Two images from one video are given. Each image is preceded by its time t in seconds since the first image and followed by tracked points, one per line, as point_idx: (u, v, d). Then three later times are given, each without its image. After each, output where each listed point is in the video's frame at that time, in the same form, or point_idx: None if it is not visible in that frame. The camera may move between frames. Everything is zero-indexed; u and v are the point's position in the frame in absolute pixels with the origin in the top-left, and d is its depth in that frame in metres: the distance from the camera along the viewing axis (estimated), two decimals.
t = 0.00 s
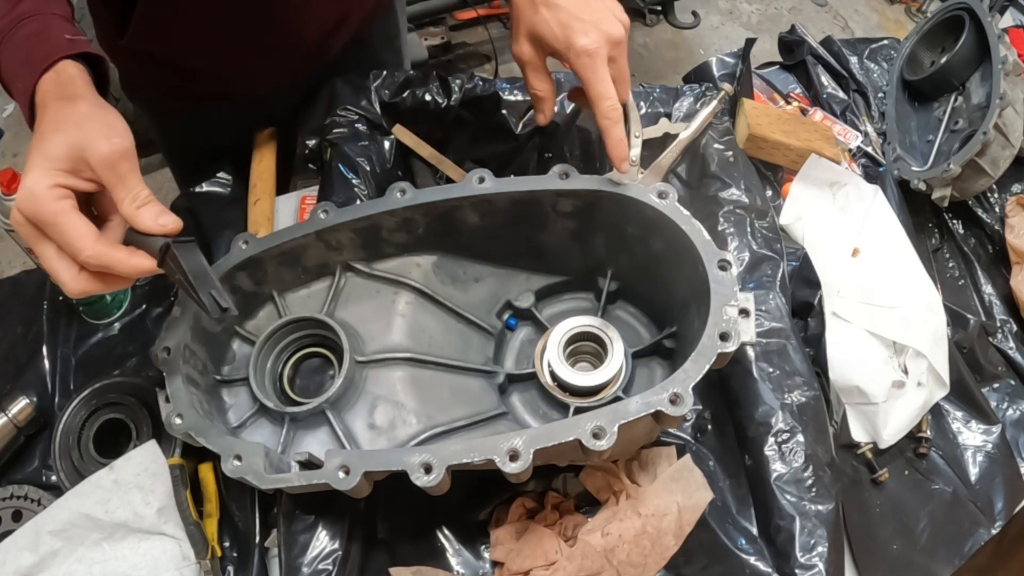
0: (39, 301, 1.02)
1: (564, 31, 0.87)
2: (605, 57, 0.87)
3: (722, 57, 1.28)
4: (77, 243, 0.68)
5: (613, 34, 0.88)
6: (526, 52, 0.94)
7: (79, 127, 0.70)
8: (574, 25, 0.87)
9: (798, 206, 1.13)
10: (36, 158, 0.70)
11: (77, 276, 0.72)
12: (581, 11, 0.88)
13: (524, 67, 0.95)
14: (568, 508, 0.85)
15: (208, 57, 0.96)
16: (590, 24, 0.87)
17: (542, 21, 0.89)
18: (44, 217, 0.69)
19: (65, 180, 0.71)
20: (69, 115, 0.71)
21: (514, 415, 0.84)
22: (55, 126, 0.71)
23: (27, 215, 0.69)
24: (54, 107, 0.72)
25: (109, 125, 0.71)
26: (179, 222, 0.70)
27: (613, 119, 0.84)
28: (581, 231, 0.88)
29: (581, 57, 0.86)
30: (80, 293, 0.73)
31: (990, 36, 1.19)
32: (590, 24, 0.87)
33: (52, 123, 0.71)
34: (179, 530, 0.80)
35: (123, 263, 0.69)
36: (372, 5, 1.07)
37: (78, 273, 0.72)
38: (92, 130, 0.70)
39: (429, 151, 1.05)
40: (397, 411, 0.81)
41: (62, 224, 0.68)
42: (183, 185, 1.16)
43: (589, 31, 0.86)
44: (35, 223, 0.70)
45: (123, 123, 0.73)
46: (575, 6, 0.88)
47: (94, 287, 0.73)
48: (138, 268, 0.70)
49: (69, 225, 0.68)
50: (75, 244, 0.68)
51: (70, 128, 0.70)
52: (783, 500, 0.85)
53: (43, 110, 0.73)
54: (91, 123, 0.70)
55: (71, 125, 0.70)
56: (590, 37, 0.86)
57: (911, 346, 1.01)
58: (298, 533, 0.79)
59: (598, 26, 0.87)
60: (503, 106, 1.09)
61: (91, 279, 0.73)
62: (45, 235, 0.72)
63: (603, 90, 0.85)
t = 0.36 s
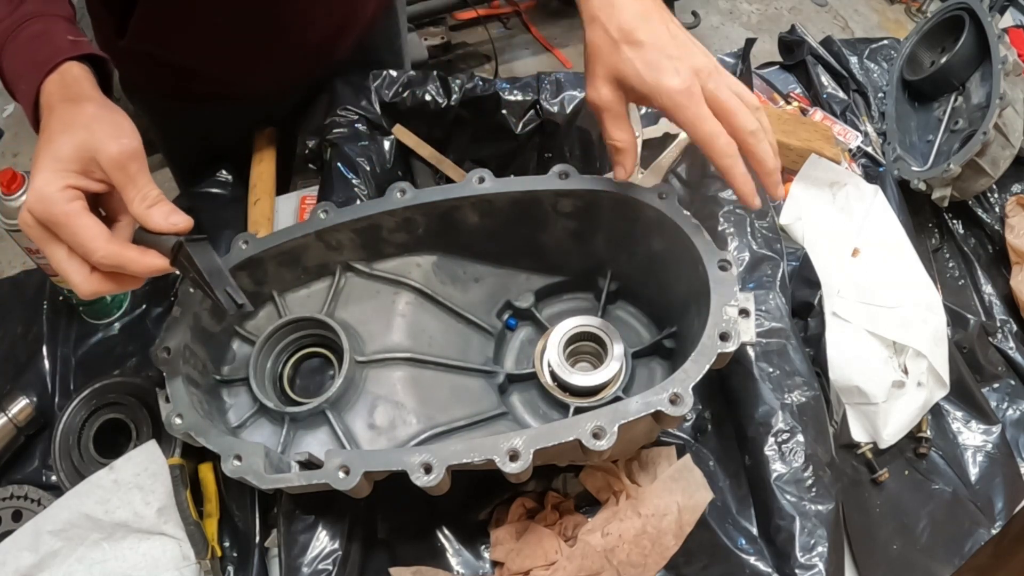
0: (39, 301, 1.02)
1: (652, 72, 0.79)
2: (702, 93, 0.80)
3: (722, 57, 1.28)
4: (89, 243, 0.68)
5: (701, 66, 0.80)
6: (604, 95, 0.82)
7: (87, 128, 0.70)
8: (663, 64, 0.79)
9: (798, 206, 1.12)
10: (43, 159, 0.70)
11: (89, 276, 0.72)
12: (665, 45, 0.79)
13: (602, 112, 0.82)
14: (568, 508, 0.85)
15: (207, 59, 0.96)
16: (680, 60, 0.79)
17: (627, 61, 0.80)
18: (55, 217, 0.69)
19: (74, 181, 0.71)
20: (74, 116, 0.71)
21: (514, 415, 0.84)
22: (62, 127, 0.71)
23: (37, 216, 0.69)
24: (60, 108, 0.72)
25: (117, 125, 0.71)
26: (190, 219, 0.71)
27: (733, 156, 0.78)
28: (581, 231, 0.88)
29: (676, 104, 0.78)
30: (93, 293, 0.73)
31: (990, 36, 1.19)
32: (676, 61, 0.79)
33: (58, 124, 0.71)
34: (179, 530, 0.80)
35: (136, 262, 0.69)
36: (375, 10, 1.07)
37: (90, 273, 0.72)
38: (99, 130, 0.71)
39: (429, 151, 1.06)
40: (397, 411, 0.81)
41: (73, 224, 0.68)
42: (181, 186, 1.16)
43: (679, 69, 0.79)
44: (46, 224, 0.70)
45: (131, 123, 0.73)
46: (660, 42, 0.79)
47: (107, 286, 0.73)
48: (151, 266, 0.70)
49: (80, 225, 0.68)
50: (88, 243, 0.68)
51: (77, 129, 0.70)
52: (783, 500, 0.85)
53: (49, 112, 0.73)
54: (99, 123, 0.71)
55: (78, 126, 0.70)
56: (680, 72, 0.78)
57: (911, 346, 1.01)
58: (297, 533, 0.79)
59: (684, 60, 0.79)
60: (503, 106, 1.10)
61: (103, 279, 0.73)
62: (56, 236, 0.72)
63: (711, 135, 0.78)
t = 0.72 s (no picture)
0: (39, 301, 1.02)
1: (473, 205, 0.71)
2: (515, 247, 0.70)
3: (722, 57, 1.28)
4: (92, 236, 0.68)
5: (530, 214, 0.70)
6: (432, 209, 0.76)
7: (92, 122, 0.71)
8: (482, 194, 0.71)
9: (798, 206, 1.13)
10: (46, 152, 0.70)
11: (90, 270, 0.72)
12: (504, 180, 0.70)
13: (430, 224, 0.77)
14: (568, 508, 0.85)
15: (207, 60, 0.96)
16: (506, 199, 0.70)
17: (455, 180, 0.72)
18: (57, 210, 0.68)
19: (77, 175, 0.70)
20: (78, 111, 0.71)
21: (513, 416, 0.83)
22: (67, 121, 0.71)
23: (40, 208, 0.69)
24: (64, 102, 0.72)
25: (121, 119, 0.72)
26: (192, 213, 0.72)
27: (507, 330, 0.68)
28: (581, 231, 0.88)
29: (482, 245, 0.70)
30: (93, 287, 0.73)
31: (990, 37, 1.19)
32: (503, 200, 0.70)
33: (63, 118, 0.71)
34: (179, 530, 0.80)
35: (138, 257, 0.69)
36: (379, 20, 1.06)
37: (91, 267, 0.72)
38: (104, 125, 0.71)
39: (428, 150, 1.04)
40: (398, 411, 0.81)
41: (76, 216, 0.68)
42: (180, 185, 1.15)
43: (500, 209, 0.70)
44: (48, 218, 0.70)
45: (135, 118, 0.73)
46: (497, 172, 0.71)
47: (108, 280, 0.73)
48: (151, 262, 0.69)
49: (83, 218, 0.68)
50: (91, 236, 0.68)
51: (82, 123, 0.70)
52: (783, 500, 0.85)
53: (53, 106, 0.73)
54: (105, 117, 0.71)
55: (82, 120, 0.71)
56: (497, 215, 0.69)
57: (911, 346, 1.01)
58: (297, 533, 0.79)
59: (513, 203, 0.70)
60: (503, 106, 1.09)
61: (104, 273, 0.72)
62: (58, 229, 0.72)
63: (502, 294, 0.68)
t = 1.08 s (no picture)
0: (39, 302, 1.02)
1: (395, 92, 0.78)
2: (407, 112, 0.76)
3: (722, 57, 1.28)
4: (113, 265, 0.70)
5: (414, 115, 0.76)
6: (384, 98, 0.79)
7: (86, 149, 0.71)
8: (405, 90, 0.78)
9: (798, 206, 1.13)
10: (54, 189, 0.71)
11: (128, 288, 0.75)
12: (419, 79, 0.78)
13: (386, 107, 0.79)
14: (569, 508, 0.85)
15: (200, 63, 0.96)
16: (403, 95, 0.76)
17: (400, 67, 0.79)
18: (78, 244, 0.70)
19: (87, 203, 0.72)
20: (73, 134, 0.72)
21: (514, 415, 0.84)
22: (65, 151, 0.72)
23: (62, 249, 0.71)
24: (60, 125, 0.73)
25: (111, 135, 0.72)
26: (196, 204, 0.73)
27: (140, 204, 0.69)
28: (581, 231, 0.88)
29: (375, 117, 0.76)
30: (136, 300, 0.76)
31: (990, 36, 1.19)
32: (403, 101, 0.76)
33: (61, 141, 0.72)
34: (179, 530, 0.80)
35: (164, 268, 0.71)
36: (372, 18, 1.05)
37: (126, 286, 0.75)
38: (95, 144, 0.72)
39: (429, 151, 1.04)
40: (398, 411, 0.81)
41: (95, 247, 0.70)
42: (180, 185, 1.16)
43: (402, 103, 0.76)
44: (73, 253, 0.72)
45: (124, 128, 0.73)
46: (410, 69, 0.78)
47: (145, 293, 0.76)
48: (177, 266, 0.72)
49: (102, 247, 0.70)
50: (113, 263, 0.70)
51: (78, 149, 0.71)
52: (783, 500, 0.85)
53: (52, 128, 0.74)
54: (95, 137, 0.72)
55: (77, 146, 0.71)
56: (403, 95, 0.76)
57: (911, 346, 1.01)
58: (297, 533, 0.79)
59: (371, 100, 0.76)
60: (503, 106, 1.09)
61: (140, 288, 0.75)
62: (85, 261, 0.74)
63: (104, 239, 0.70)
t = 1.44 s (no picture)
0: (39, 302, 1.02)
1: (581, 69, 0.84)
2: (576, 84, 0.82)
3: (722, 57, 1.27)
4: (162, 251, 0.68)
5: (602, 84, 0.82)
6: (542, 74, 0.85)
7: (125, 139, 0.69)
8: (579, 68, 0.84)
9: (798, 206, 1.13)
10: (96, 182, 0.70)
11: (177, 277, 0.73)
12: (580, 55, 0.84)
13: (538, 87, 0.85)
14: (569, 508, 0.85)
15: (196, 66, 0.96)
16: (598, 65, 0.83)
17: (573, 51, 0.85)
18: (125, 233, 0.69)
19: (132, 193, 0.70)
20: (105, 129, 0.70)
21: (514, 415, 0.85)
22: (100, 144, 0.70)
23: (109, 240, 0.70)
24: (93, 120, 0.71)
25: (148, 124, 0.69)
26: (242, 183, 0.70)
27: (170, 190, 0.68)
28: (581, 231, 0.88)
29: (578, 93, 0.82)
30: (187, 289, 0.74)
31: (990, 36, 1.19)
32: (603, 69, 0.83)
33: (99, 134, 0.70)
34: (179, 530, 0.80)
35: (213, 249, 0.69)
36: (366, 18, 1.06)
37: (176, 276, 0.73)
38: (135, 134, 0.69)
39: (429, 151, 1.06)
40: (397, 411, 0.81)
41: (142, 235, 0.68)
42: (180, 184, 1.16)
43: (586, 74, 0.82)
44: (121, 244, 0.71)
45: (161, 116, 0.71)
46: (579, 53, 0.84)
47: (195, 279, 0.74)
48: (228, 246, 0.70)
49: (151, 234, 0.68)
50: (163, 248, 0.68)
51: (116, 141, 0.69)
52: (783, 500, 0.85)
53: (88, 126, 0.72)
54: (132, 129, 0.69)
55: (113, 139, 0.69)
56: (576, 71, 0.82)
57: (911, 346, 1.01)
58: (297, 533, 0.79)
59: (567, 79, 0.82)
60: (503, 106, 1.09)
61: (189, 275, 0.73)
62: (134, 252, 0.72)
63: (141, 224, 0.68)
